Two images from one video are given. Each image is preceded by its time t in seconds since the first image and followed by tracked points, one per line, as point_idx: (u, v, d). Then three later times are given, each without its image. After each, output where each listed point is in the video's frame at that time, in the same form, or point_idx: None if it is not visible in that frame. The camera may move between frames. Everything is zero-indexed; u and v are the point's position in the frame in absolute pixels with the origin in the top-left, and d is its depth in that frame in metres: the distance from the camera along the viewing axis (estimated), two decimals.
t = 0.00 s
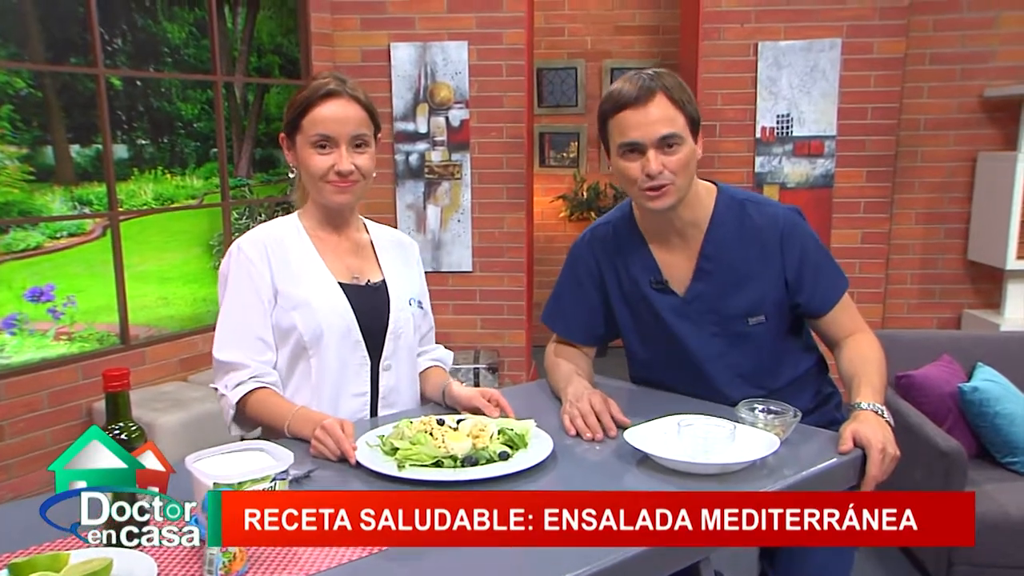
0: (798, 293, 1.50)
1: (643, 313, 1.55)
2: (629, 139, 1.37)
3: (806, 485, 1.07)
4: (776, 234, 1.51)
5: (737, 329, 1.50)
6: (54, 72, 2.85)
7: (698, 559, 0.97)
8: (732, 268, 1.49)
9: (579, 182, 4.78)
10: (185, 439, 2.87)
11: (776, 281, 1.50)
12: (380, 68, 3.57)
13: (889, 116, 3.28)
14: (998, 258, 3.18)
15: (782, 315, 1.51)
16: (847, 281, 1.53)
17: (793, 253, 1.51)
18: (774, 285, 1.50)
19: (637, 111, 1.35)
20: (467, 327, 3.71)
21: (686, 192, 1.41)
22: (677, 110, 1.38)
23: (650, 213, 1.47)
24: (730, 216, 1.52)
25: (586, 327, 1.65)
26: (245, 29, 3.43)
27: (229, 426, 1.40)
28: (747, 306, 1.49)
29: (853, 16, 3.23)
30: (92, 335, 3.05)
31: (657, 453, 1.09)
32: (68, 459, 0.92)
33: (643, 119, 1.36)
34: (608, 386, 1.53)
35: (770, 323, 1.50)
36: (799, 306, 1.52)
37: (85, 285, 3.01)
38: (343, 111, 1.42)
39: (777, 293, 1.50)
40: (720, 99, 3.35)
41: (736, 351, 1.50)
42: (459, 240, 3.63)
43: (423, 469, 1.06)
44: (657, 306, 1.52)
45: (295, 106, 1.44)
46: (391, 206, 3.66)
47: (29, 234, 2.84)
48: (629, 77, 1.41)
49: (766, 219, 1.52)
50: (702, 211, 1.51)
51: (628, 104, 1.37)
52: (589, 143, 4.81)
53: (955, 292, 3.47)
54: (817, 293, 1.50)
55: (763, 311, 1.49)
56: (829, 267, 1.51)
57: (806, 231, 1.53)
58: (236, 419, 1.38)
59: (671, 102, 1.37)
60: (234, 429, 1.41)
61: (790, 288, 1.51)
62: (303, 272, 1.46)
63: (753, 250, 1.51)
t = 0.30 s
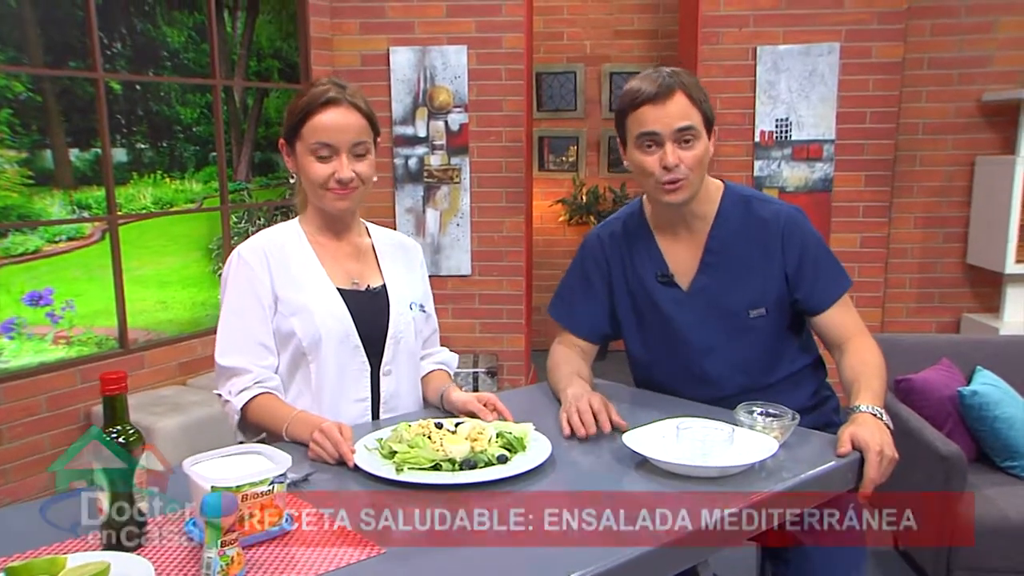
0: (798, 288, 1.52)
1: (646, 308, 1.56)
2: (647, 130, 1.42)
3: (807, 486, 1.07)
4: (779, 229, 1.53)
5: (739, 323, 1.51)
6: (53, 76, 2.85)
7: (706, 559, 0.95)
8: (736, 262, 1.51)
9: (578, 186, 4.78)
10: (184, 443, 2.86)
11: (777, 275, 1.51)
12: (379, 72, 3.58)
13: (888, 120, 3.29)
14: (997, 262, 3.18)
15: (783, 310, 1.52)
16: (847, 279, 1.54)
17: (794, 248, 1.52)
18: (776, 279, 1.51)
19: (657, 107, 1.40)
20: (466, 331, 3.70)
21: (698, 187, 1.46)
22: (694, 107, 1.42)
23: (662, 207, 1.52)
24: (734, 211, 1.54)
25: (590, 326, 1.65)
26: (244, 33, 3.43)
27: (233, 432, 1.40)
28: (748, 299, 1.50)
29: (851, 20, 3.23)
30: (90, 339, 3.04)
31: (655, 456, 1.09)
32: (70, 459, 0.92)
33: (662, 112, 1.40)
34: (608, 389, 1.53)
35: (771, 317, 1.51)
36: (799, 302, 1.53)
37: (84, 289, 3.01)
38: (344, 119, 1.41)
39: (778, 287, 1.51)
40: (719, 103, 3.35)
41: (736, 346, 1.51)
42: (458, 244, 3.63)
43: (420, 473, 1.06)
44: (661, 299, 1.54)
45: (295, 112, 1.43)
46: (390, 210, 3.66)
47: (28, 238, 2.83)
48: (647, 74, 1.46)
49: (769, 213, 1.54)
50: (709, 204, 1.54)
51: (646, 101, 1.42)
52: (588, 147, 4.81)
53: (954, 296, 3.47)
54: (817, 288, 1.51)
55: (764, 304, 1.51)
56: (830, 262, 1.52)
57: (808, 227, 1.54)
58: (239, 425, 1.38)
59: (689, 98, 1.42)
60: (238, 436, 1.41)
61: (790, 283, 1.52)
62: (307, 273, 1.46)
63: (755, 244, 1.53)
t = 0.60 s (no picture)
0: (799, 280, 1.52)
1: (650, 303, 1.57)
2: (653, 117, 1.42)
3: (805, 487, 1.07)
4: (780, 223, 1.53)
5: (739, 314, 1.51)
6: (51, 78, 2.85)
7: (706, 559, 0.95)
8: (738, 255, 1.52)
9: (577, 187, 4.78)
10: (182, 445, 2.86)
11: (778, 267, 1.52)
12: (378, 74, 3.58)
13: (887, 121, 3.29)
14: (996, 264, 3.18)
15: (784, 303, 1.53)
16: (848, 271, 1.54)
17: (795, 240, 1.52)
18: (777, 271, 1.52)
19: (663, 93, 1.41)
20: (464, 333, 3.70)
21: (702, 175, 1.46)
22: (699, 96, 1.43)
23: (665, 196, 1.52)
24: (737, 205, 1.54)
25: (594, 322, 1.65)
26: (242, 35, 3.43)
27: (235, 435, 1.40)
28: (749, 291, 1.51)
29: (849, 22, 3.23)
30: (88, 341, 3.04)
31: (652, 457, 1.08)
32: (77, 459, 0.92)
33: (668, 99, 1.41)
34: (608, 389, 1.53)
35: (773, 310, 1.52)
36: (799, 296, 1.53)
37: (83, 291, 3.01)
38: (354, 129, 1.41)
39: (780, 279, 1.52)
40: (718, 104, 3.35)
41: (737, 338, 1.52)
42: (457, 246, 3.63)
43: (417, 474, 1.05)
44: (665, 293, 1.54)
45: (302, 120, 1.42)
46: (389, 212, 3.66)
47: (26, 240, 2.83)
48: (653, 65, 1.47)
49: (773, 208, 1.54)
50: (714, 198, 1.54)
51: (652, 89, 1.43)
52: (587, 149, 4.81)
53: (953, 297, 3.47)
54: (819, 280, 1.50)
55: (764, 295, 1.51)
56: (832, 254, 1.51)
57: (810, 221, 1.54)
58: (241, 428, 1.38)
59: (693, 85, 1.43)
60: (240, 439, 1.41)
61: (791, 276, 1.52)
62: (310, 272, 1.46)
63: (757, 237, 1.53)
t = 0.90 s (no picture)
0: (799, 275, 1.51)
1: (650, 298, 1.56)
2: (658, 111, 1.42)
3: (801, 485, 1.06)
4: (781, 218, 1.53)
5: (739, 309, 1.52)
6: (47, 77, 2.84)
7: (702, 558, 0.94)
8: (738, 250, 1.52)
9: (574, 187, 4.77)
10: (178, 445, 2.86)
11: (778, 262, 1.51)
12: (375, 74, 3.58)
13: (884, 121, 3.29)
14: (993, 263, 3.18)
15: (784, 298, 1.53)
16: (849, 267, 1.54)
17: (796, 236, 1.52)
18: (777, 265, 1.51)
19: (668, 88, 1.41)
20: (462, 332, 3.70)
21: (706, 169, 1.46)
22: (704, 89, 1.43)
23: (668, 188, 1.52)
24: (738, 200, 1.55)
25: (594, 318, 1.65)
26: (239, 34, 3.42)
27: (228, 433, 1.40)
28: (749, 285, 1.51)
29: (847, 21, 3.23)
30: (84, 341, 3.03)
31: (647, 455, 1.08)
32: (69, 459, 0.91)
33: (672, 94, 1.41)
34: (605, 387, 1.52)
35: (773, 304, 1.52)
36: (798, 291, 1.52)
37: (79, 291, 3.00)
38: (354, 125, 1.41)
39: (780, 274, 1.51)
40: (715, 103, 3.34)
41: (736, 332, 1.52)
42: (454, 246, 3.63)
43: (412, 472, 1.05)
44: (665, 287, 1.54)
45: (302, 116, 1.41)
46: (386, 212, 3.65)
47: (22, 239, 2.82)
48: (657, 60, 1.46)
49: (773, 203, 1.54)
50: (716, 192, 1.54)
51: (657, 83, 1.42)
52: (584, 148, 4.81)
53: (951, 297, 3.47)
54: (819, 275, 1.50)
55: (764, 289, 1.51)
56: (832, 250, 1.51)
57: (811, 218, 1.54)
58: (234, 427, 1.37)
59: (698, 79, 1.43)
60: (234, 438, 1.40)
61: (792, 272, 1.52)
62: (309, 269, 1.46)
63: (757, 232, 1.53)
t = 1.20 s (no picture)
0: (798, 273, 1.51)
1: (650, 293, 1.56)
2: (659, 122, 1.41)
3: (799, 483, 1.06)
4: (780, 216, 1.53)
5: (737, 305, 1.51)
6: (43, 76, 2.83)
7: (699, 556, 0.94)
8: (738, 247, 1.52)
9: (573, 187, 4.77)
10: (175, 445, 2.85)
11: (778, 259, 1.51)
12: (373, 73, 3.57)
13: (882, 120, 3.29)
14: (991, 262, 3.18)
15: (783, 296, 1.52)
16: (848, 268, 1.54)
17: (795, 235, 1.52)
18: (777, 263, 1.51)
19: (670, 100, 1.40)
20: (460, 332, 3.69)
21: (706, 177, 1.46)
22: (705, 98, 1.42)
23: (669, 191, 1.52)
24: (739, 197, 1.55)
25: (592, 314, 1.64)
26: (236, 34, 3.42)
27: (225, 432, 1.39)
28: (749, 282, 1.51)
29: (845, 21, 3.23)
30: (81, 340, 3.03)
31: (643, 453, 1.08)
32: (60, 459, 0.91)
33: (675, 106, 1.40)
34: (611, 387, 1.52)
35: (772, 302, 1.52)
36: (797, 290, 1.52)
37: (76, 290, 3.00)
38: (343, 115, 1.41)
39: (779, 272, 1.51)
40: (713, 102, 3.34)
41: (734, 328, 1.51)
42: (452, 245, 3.62)
43: (407, 471, 1.05)
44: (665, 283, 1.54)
45: (291, 110, 1.42)
46: (384, 211, 3.64)
47: (18, 238, 2.82)
48: (655, 66, 1.44)
49: (773, 201, 1.54)
50: (715, 192, 1.55)
51: (659, 94, 1.41)
52: (583, 147, 4.80)
53: (949, 296, 3.47)
54: (820, 274, 1.49)
55: (763, 286, 1.51)
56: (831, 249, 1.51)
57: (811, 218, 1.53)
58: (230, 426, 1.37)
59: (700, 90, 1.42)
60: (230, 437, 1.40)
61: (791, 270, 1.52)
62: (310, 267, 1.46)
63: (757, 230, 1.53)
